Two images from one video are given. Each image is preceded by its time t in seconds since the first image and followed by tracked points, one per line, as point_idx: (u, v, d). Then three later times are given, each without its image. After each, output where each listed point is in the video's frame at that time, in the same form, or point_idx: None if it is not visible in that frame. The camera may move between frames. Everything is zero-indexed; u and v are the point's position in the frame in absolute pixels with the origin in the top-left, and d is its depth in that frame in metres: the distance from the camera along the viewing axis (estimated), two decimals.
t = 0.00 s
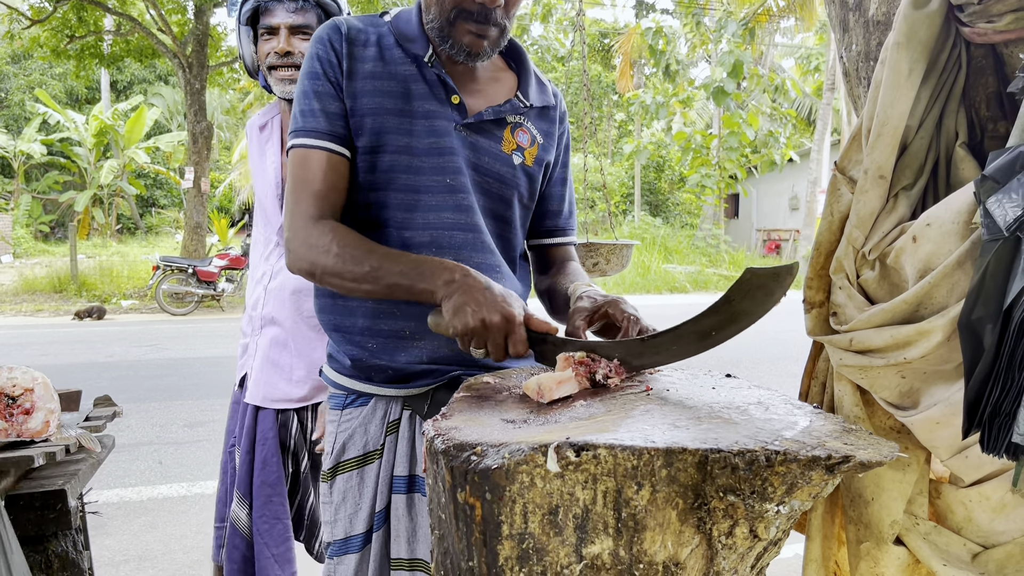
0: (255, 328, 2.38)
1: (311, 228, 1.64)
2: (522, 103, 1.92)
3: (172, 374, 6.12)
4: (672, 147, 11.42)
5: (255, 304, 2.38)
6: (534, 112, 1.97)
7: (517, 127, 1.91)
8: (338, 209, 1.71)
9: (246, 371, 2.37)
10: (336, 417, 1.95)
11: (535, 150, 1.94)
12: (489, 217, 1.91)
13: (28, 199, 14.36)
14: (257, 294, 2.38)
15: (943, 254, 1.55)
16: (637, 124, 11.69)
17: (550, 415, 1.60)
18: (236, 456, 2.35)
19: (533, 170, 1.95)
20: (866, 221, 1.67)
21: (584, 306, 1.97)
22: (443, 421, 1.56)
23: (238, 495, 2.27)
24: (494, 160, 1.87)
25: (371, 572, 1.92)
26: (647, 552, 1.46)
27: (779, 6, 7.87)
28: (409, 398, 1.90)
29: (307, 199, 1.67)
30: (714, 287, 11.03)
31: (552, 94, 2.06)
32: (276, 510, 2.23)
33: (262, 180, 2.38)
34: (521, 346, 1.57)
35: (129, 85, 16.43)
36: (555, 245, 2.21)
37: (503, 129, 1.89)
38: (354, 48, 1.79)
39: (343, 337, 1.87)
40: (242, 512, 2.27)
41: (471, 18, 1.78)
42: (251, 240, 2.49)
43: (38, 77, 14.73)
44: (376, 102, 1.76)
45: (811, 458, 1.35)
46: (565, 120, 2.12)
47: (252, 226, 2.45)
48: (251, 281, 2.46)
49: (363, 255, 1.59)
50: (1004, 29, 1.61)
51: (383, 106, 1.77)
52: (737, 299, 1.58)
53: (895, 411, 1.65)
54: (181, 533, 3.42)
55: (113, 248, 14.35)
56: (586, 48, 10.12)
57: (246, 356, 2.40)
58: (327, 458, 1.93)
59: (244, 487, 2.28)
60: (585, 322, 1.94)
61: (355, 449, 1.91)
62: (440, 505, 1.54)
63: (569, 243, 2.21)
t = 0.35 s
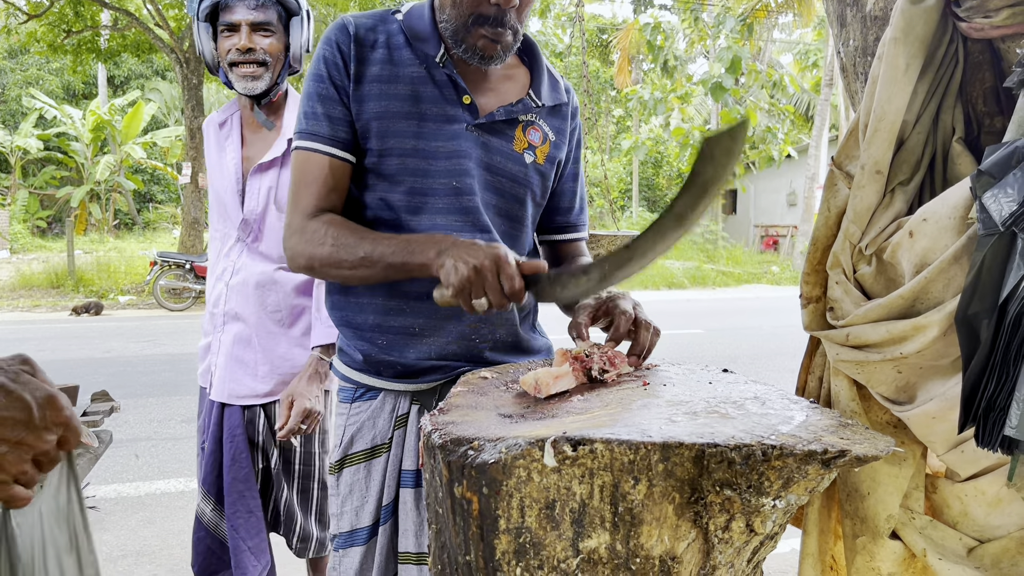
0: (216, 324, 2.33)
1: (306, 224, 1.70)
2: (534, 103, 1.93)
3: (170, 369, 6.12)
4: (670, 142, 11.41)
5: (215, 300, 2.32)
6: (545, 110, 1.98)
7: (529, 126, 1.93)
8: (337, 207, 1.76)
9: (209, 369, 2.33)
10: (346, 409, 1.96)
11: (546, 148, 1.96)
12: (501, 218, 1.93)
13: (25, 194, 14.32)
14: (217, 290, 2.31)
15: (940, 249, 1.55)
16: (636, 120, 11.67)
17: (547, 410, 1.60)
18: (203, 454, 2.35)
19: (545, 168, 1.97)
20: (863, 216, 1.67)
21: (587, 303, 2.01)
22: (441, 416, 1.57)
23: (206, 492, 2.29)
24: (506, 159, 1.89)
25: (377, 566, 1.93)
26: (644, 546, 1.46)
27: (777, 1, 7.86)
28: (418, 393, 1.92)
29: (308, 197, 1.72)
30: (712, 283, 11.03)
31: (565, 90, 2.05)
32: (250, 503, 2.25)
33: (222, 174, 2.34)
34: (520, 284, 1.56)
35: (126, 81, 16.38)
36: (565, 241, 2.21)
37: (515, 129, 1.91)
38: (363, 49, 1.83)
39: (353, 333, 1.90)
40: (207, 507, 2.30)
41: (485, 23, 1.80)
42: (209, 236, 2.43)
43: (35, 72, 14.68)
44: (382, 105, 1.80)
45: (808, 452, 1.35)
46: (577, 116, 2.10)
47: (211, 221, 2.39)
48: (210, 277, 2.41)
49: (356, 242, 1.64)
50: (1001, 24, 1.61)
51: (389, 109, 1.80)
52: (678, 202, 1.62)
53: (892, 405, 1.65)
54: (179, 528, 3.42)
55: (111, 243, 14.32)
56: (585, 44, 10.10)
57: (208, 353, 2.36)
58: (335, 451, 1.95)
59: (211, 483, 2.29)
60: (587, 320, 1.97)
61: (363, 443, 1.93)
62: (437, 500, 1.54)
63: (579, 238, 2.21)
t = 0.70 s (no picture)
0: (168, 317, 2.30)
1: (317, 220, 1.72)
2: (550, 100, 1.97)
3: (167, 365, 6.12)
4: (667, 140, 11.41)
5: (166, 294, 2.30)
6: (561, 107, 2.02)
7: (544, 123, 1.97)
8: (347, 202, 1.79)
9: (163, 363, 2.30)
10: (357, 403, 1.98)
11: (561, 144, 2.00)
12: (514, 213, 1.97)
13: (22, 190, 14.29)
14: (169, 283, 2.30)
15: (936, 245, 1.56)
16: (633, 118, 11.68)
17: (545, 405, 1.60)
18: (155, 445, 2.34)
19: (559, 165, 2.02)
20: (860, 212, 1.67)
21: (587, 301, 2.03)
22: (438, 410, 1.57)
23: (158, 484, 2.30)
24: (520, 156, 1.94)
25: (385, 560, 1.94)
26: (641, 540, 1.46)
27: None
28: (428, 388, 1.92)
29: (315, 191, 1.76)
30: (709, 280, 11.06)
31: (581, 86, 2.09)
32: (204, 498, 2.28)
33: (170, 169, 2.34)
34: (514, 337, 1.62)
35: (123, 77, 16.33)
36: (577, 238, 2.25)
37: (530, 125, 1.96)
38: (381, 43, 1.87)
39: (368, 329, 1.94)
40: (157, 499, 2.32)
41: (499, 20, 1.83)
42: (150, 233, 2.40)
43: (31, 68, 14.61)
44: (399, 100, 1.84)
45: (804, 447, 1.36)
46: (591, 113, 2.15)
47: (156, 216, 2.37)
48: (157, 272, 2.38)
49: (372, 243, 1.68)
50: (998, 21, 1.61)
51: (406, 104, 1.85)
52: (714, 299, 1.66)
53: (888, 401, 1.66)
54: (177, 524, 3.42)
55: (107, 239, 14.29)
56: (583, 41, 10.10)
57: (159, 348, 2.33)
58: (345, 444, 1.96)
59: (163, 474, 2.30)
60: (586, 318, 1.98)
61: (373, 436, 1.94)
62: (434, 494, 1.55)
63: (592, 235, 2.25)
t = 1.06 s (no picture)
0: (161, 310, 2.30)
1: (256, 155, 1.67)
2: (555, 97, 1.96)
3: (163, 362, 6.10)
4: (663, 138, 11.41)
5: (157, 287, 2.29)
6: (566, 105, 2.00)
7: (548, 119, 1.96)
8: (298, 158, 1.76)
9: (160, 356, 2.30)
10: (361, 400, 1.99)
11: (565, 142, 1.99)
12: (514, 204, 1.98)
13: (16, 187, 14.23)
14: (158, 277, 2.29)
15: (933, 242, 1.56)
16: (630, 116, 11.68)
17: (542, 401, 1.61)
18: (159, 439, 2.33)
19: (562, 162, 2.00)
20: (857, 208, 1.68)
21: (576, 300, 1.98)
22: (435, 406, 1.57)
23: (163, 473, 2.30)
24: (522, 151, 1.93)
25: (386, 558, 1.93)
26: (637, 536, 1.47)
27: None
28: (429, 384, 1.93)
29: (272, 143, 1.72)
30: (705, 278, 11.07)
31: (588, 87, 2.07)
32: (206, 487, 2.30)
33: (142, 165, 2.30)
34: (425, 296, 1.55)
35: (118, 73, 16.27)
36: (584, 239, 2.26)
37: (534, 120, 1.95)
38: (391, 27, 1.88)
39: (368, 323, 1.94)
40: (163, 487, 2.30)
41: (500, 11, 1.82)
42: (120, 233, 2.34)
43: (27, 64, 14.54)
44: (403, 84, 1.86)
45: (800, 442, 1.36)
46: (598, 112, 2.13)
47: (129, 214, 2.32)
48: (136, 270, 2.34)
49: (295, 183, 1.61)
50: (994, 19, 1.61)
51: (410, 90, 1.87)
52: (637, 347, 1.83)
53: (884, 397, 1.67)
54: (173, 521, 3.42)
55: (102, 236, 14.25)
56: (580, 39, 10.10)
57: (150, 343, 2.31)
58: (349, 440, 1.97)
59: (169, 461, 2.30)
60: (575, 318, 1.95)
61: (376, 433, 1.95)
62: (432, 489, 1.55)
63: (598, 237, 2.26)
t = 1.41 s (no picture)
0: (174, 305, 2.34)
1: (316, 211, 1.74)
2: (544, 88, 1.97)
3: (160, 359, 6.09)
4: (661, 136, 11.41)
5: (169, 282, 2.33)
6: (556, 94, 2.01)
7: (539, 112, 1.98)
8: (345, 193, 1.82)
9: (176, 350, 2.33)
10: (354, 393, 2.00)
11: (556, 134, 2.00)
12: (507, 202, 1.98)
13: (12, 183, 14.17)
14: (168, 272, 2.33)
15: (931, 240, 1.57)
16: (628, 114, 11.68)
17: (543, 398, 1.61)
18: (194, 431, 2.34)
19: (554, 154, 2.01)
20: (856, 207, 1.69)
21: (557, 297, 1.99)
22: (436, 403, 1.57)
23: (210, 462, 2.34)
24: (512, 145, 1.94)
25: (378, 553, 1.94)
26: (637, 532, 1.47)
27: None
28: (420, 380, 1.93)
29: (316, 182, 1.78)
30: (702, 275, 11.10)
31: (577, 74, 2.07)
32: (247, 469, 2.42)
33: (143, 162, 2.31)
34: (509, 334, 1.65)
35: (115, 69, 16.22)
36: (590, 229, 2.30)
37: (524, 114, 1.96)
38: (372, 37, 1.88)
39: (362, 322, 1.96)
40: (214, 475, 2.34)
41: (480, 10, 1.80)
42: (120, 231, 2.33)
43: (22, 60, 14.47)
44: (390, 92, 1.86)
45: (800, 440, 1.37)
46: (590, 100, 2.14)
47: (131, 212, 2.32)
48: (142, 266, 2.34)
49: (363, 236, 1.69)
50: (993, 18, 1.62)
51: (397, 95, 1.86)
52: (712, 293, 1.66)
53: (882, 395, 1.68)
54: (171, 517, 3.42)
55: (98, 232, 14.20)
56: (578, 37, 10.09)
57: (164, 338, 2.33)
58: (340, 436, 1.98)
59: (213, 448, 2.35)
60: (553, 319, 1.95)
61: (367, 428, 1.95)
62: (432, 486, 1.55)
63: (604, 225, 2.30)
